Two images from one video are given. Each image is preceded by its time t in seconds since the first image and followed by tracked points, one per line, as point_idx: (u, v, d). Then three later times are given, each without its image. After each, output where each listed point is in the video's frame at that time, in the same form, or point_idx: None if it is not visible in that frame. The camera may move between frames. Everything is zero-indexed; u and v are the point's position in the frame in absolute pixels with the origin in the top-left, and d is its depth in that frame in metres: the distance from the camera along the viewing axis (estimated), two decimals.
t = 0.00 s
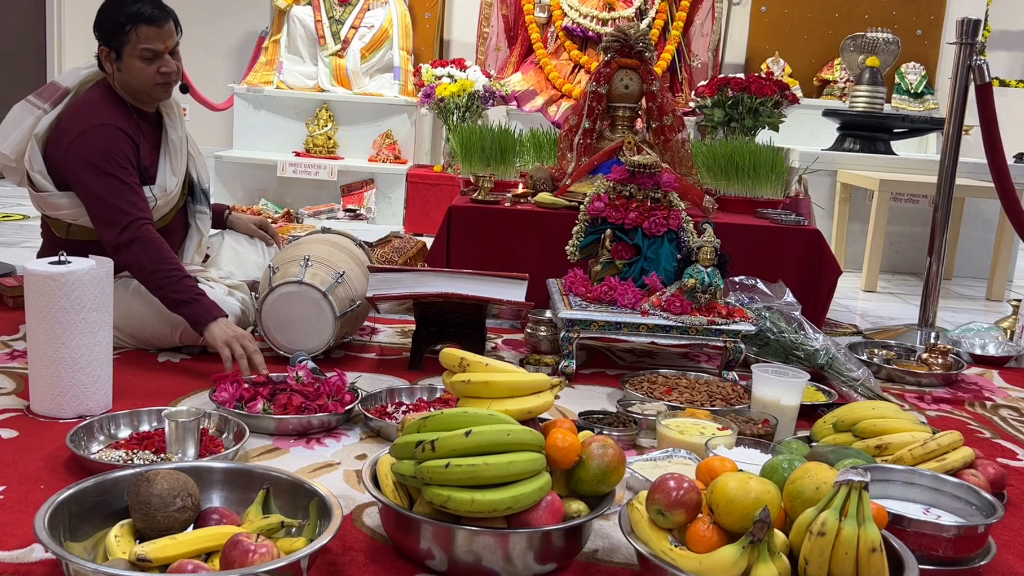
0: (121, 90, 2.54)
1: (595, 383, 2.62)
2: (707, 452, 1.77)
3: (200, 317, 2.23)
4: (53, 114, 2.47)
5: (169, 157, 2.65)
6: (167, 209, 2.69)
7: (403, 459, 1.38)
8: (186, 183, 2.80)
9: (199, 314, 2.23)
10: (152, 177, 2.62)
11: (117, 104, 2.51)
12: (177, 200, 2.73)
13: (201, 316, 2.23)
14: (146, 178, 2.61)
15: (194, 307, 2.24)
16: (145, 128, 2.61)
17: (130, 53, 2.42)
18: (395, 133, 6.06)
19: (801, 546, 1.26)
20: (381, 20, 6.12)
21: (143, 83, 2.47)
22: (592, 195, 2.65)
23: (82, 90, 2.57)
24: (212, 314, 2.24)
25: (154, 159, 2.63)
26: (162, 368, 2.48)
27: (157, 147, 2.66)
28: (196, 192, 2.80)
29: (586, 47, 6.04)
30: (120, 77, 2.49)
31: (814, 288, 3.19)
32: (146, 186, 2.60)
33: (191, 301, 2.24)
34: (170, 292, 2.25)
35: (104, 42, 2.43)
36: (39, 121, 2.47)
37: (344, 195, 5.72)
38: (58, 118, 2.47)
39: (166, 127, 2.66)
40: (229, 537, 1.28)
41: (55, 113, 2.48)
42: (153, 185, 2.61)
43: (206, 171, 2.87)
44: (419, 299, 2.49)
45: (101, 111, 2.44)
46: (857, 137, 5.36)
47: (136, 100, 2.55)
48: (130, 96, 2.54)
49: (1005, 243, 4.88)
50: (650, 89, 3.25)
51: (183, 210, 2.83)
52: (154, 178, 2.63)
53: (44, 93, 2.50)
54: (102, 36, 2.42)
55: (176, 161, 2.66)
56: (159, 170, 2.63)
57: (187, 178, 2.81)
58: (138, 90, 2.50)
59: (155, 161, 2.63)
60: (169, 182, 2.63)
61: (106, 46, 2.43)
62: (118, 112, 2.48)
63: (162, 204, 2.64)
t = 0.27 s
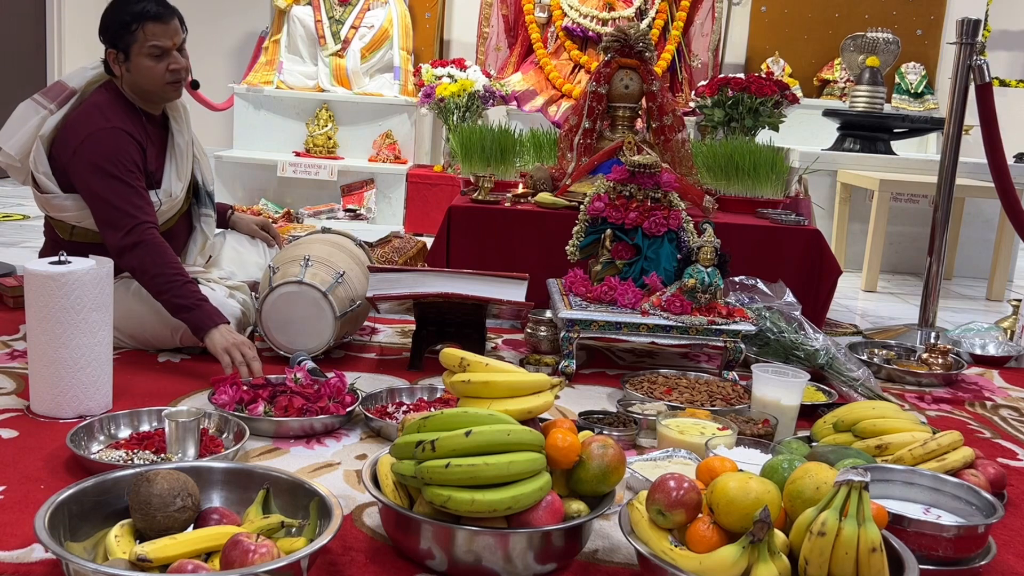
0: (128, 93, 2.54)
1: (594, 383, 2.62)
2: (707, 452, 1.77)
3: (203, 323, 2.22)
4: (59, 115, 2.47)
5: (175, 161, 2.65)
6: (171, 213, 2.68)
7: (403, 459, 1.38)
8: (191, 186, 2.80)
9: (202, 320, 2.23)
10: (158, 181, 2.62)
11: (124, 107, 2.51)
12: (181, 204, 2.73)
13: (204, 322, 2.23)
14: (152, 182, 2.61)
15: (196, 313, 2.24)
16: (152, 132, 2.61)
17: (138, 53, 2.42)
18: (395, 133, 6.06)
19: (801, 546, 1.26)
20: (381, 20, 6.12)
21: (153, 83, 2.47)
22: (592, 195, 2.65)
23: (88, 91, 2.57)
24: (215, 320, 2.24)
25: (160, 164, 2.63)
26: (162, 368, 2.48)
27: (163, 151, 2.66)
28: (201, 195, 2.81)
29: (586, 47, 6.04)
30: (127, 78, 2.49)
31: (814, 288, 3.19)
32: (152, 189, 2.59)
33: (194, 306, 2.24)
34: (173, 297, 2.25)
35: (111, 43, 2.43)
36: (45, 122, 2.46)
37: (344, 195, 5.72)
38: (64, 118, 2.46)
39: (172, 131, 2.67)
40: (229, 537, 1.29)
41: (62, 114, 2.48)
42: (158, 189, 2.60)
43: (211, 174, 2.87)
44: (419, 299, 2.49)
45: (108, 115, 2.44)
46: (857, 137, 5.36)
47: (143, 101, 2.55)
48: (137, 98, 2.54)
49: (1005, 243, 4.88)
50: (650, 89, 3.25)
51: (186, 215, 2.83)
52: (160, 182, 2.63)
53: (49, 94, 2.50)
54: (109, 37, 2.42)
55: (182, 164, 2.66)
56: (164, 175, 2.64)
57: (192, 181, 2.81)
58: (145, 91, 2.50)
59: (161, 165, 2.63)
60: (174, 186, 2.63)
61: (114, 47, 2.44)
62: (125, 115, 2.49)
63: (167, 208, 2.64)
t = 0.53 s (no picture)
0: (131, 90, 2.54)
1: (595, 383, 2.62)
2: (707, 452, 1.77)
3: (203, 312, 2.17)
4: (62, 113, 2.47)
5: (178, 159, 2.65)
6: (174, 211, 2.68)
7: (403, 459, 1.38)
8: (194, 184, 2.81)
9: (203, 308, 2.18)
10: (161, 179, 2.61)
11: (128, 104, 2.51)
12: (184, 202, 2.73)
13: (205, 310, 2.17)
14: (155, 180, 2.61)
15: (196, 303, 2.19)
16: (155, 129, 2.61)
17: (141, 48, 2.43)
18: (395, 133, 6.06)
19: (801, 546, 1.26)
20: (381, 20, 6.12)
21: (157, 78, 2.47)
22: (593, 195, 2.65)
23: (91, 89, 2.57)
24: (216, 306, 2.18)
25: (163, 161, 2.62)
26: (163, 369, 2.49)
27: (167, 148, 2.66)
28: (203, 194, 2.82)
29: (586, 47, 6.04)
30: (130, 75, 2.49)
31: (814, 288, 3.19)
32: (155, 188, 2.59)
33: (193, 296, 2.19)
34: (171, 291, 2.22)
35: (115, 39, 2.44)
36: (48, 120, 2.47)
37: (344, 195, 5.72)
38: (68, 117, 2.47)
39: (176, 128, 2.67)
40: (229, 537, 1.29)
41: (65, 112, 2.48)
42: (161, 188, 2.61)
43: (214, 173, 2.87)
44: (419, 299, 2.49)
45: (109, 113, 2.44)
46: (857, 137, 5.36)
47: (145, 98, 2.55)
48: (140, 95, 2.54)
49: (1005, 243, 4.88)
50: (650, 89, 3.25)
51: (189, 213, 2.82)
52: (164, 180, 2.62)
53: (54, 92, 2.51)
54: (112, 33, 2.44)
55: (185, 162, 2.65)
56: (167, 172, 2.63)
57: (195, 180, 2.82)
58: (149, 88, 2.50)
59: (164, 162, 2.62)
60: (177, 184, 2.63)
61: (117, 44, 2.45)
62: (128, 112, 2.49)
63: (170, 207, 2.64)
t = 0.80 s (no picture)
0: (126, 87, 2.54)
1: (595, 383, 2.62)
2: (707, 452, 1.77)
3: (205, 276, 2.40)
4: (58, 111, 2.47)
5: (173, 154, 2.63)
6: (169, 206, 2.66)
7: (403, 458, 1.38)
8: (190, 182, 2.80)
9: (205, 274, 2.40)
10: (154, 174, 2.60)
11: (122, 100, 2.51)
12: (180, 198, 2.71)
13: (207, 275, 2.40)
14: (149, 175, 2.60)
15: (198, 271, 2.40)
16: (149, 125, 2.60)
17: (142, 45, 2.44)
18: (395, 133, 6.06)
19: (801, 546, 1.26)
20: (381, 20, 6.12)
21: (157, 75, 2.48)
22: (593, 195, 2.65)
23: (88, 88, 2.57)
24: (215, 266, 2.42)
25: (158, 156, 2.61)
26: (163, 368, 2.49)
27: (162, 143, 2.65)
28: (199, 191, 2.82)
29: (586, 47, 6.04)
30: (128, 71, 2.49)
31: (813, 288, 3.19)
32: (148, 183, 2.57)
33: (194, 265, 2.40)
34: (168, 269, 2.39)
35: (116, 34, 2.44)
36: (44, 118, 2.47)
37: (344, 195, 5.72)
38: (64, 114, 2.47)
39: (171, 125, 2.66)
40: (229, 537, 1.29)
41: (60, 109, 2.48)
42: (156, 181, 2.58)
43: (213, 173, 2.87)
44: (419, 299, 2.49)
45: (102, 110, 2.43)
46: (857, 137, 5.36)
47: (142, 94, 2.55)
48: (136, 91, 2.54)
49: (1005, 242, 4.88)
50: (650, 89, 3.25)
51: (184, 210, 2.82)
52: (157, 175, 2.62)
53: (50, 90, 2.51)
54: (112, 29, 2.44)
55: (180, 158, 2.64)
56: (162, 166, 2.61)
57: (192, 178, 2.82)
58: (147, 84, 2.50)
59: (159, 158, 2.61)
60: (171, 178, 2.60)
61: (117, 39, 2.45)
62: (122, 109, 2.48)
63: (164, 200, 2.60)
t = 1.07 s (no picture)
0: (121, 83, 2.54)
1: (595, 383, 2.62)
2: (707, 453, 1.77)
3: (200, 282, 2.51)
4: (53, 111, 2.48)
5: (168, 148, 2.61)
6: (165, 200, 2.65)
7: (403, 458, 1.38)
8: (186, 178, 2.78)
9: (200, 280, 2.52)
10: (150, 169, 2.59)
11: (117, 96, 2.50)
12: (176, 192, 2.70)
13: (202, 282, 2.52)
14: (146, 170, 2.59)
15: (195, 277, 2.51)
16: (144, 120, 2.59)
17: (146, 46, 2.45)
18: (395, 133, 6.06)
19: (801, 546, 1.26)
20: (381, 20, 6.12)
21: (157, 76, 2.49)
22: (593, 195, 2.65)
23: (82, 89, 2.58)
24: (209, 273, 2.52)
25: (153, 150, 2.60)
26: (162, 368, 2.49)
27: (157, 138, 2.64)
28: (196, 187, 2.79)
29: (586, 47, 6.04)
30: (128, 69, 2.50)
31: (813, 288, 3.19)
32: (144, 177, 2.57)
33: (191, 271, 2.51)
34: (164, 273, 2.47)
35: (120, 33, 2.45)
36: (38, 118, 2.47)
37: (344, 195, 5.72)
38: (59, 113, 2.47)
39: (166, 119, 2.65)
40: (229, 537, 1.29)
41: (54, 108, 2.49)
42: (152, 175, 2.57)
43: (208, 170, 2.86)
44: (418, 299, 2.49)
45: (97, 106, 2.43)
46: (857, 137, 5.36)
47: (139, 91, 2.55)
48: (132, 87, 2.54)
49: (1005, 242, 4.88)
50: (650, 89, 3.25)
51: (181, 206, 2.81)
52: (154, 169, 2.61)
53: (45, 91, 2.51)
54: (116, 27, 2.44)
55: (176, 151, 2.63)
56: (157, 161, 2.61)
57: (187, 174, 2.79)
58: (147, 84, 2.51)
59: (154, 152, 2.60)
60: (167, 172, 2.59)
61: (120, 37, 2.45)
62: (117, 104, 2.48)
63: (160, 193, 2.60)
